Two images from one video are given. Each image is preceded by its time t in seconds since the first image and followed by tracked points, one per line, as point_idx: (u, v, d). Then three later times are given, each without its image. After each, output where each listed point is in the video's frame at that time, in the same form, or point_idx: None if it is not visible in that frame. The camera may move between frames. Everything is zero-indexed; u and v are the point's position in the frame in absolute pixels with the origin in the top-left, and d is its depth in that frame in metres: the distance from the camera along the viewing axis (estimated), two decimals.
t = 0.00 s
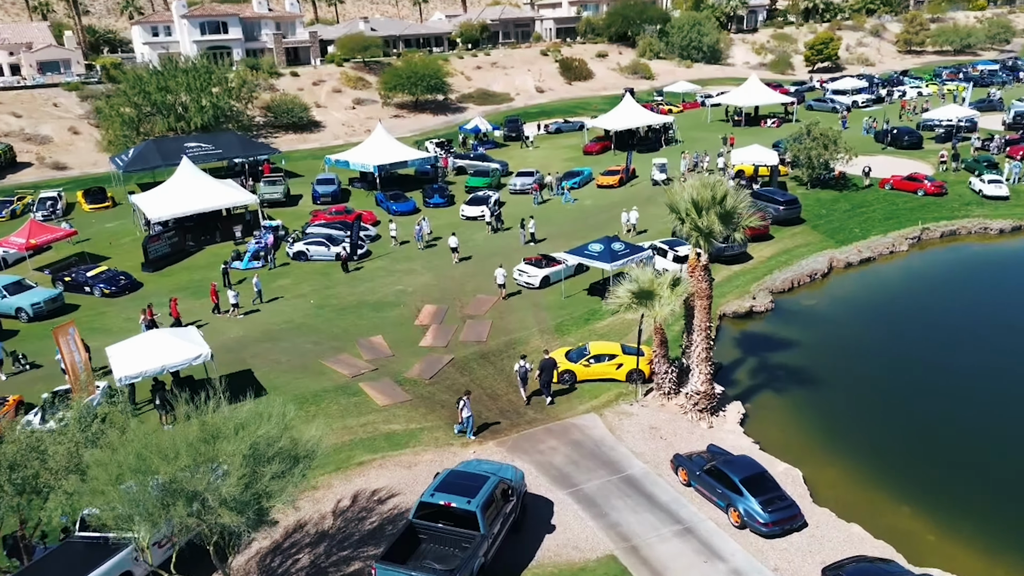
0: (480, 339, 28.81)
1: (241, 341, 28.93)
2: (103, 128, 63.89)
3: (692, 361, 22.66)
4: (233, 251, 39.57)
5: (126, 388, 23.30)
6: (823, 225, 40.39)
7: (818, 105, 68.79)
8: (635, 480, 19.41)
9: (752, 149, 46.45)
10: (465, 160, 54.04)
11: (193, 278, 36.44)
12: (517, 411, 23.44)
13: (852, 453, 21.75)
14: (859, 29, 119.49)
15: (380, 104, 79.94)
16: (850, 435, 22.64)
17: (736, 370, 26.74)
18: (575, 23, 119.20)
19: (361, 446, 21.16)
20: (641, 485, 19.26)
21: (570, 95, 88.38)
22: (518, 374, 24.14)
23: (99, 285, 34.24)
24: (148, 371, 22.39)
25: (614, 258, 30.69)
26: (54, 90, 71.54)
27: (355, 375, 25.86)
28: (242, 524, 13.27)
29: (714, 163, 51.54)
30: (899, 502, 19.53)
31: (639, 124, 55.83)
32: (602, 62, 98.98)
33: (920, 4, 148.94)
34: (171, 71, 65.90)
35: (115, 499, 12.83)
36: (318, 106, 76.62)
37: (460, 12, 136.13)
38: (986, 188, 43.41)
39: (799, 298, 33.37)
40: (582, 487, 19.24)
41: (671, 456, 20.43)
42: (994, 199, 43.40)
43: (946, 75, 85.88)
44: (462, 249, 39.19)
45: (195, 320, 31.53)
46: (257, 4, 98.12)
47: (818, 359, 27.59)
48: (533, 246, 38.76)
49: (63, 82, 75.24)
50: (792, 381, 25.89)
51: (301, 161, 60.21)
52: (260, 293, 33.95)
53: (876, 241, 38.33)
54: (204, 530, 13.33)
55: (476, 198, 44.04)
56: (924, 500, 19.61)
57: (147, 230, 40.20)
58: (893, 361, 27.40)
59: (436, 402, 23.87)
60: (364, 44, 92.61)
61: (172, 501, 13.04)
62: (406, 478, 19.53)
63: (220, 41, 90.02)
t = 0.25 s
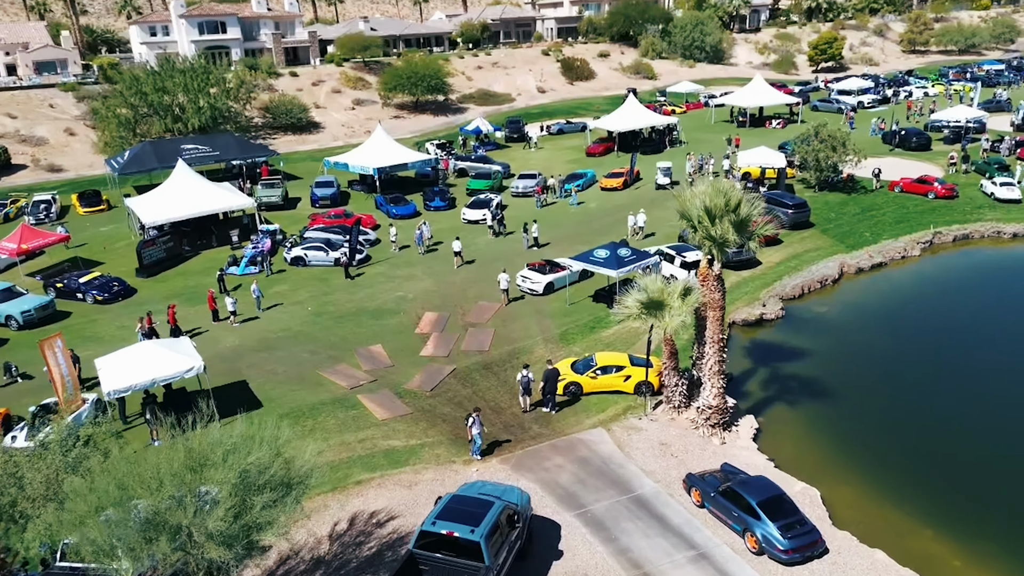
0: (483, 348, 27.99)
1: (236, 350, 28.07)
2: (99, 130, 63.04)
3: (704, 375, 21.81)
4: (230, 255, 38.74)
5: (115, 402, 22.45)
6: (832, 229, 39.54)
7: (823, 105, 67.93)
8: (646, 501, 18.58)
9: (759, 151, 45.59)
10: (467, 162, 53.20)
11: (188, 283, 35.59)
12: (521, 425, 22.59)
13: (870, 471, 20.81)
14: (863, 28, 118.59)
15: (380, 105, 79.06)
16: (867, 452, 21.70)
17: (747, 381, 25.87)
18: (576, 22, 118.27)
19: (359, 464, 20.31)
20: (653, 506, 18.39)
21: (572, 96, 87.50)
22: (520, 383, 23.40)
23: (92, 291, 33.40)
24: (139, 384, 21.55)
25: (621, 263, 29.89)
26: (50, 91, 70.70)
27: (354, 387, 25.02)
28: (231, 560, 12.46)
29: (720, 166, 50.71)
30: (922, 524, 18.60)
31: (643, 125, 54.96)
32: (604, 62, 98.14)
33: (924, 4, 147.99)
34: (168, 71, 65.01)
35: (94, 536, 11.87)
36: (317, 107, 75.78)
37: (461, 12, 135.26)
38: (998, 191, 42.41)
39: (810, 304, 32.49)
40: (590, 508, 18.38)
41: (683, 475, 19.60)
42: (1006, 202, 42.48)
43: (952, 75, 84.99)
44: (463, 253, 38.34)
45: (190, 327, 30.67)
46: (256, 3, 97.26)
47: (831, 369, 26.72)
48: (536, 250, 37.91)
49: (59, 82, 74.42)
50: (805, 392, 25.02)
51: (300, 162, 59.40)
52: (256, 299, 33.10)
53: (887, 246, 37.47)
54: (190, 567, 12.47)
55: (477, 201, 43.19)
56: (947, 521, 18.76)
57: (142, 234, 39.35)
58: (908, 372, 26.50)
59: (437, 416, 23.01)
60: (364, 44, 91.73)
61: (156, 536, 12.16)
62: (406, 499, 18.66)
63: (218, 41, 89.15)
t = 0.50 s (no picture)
0: (486, 359, 27.02)
1: (231, 362, 27.07)
2: (95, 131, 62.05)
3: (719, 391, 20.83)
4: (226, 261, 37.76)
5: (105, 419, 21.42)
6: (843, 234, 38.58)
7: (830, 106, 67.04)
8: (662, 527, 17.58)
9: (767, 153, 44.59)
10: (468, 165, 52.18)
11: (183, 291, 34.60)
12: (528, 443, 21.58)
13: (896, 494, 19.78)
14: (866, 27, 117.69)
15: (380, 105, 78.09)
16: (892, 473, 20.68)
17: (762, 396, 24.86)
18: (578, 21, 117.30)
19: (358, 487, 19.32)
20: (667, 533, 17.42)
21: (574, 96, 86.53)
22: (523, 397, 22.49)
23: (84, 299, 32.41)
24: (128, 402, 20.53)
25: (630, 271, 28.87)
26: (45, 92, 69.70)
27: (353, 402, 24.02)
28: None
29: (727, 168, 49.76)
30: (955, 553, 17.57)
31: (647, 126, 53.99)
32: (606, 62, 97.23)
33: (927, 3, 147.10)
34: (165, 71, 63.96)
35: None
36: (316, 108, 74.81)
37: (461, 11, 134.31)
38: (1012, 194, 41.48)
39: (823, 313, 31.48)
40: (603, 536, 17.36)
41: (698, 500, 18.64)
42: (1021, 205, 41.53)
43: (958, 75, 84.07)
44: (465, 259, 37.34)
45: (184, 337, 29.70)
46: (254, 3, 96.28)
47: (850, 382, 25.68)
48: (540, 256, 36.93)
49: (55, 83, 73.47)
50: (824, 408, 23.97)
51: (299, 165, 58.40)
52: (252, 308, 32.10)
53: (901, 251, 36.48)
54: None
55: (479, 205, 42.20)
56: (981, 549, 17.75)
57: (137, 239, 38.38)
58: (929, 384, 25.50)
59: (440, 434, 22.01)
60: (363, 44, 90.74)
61: None
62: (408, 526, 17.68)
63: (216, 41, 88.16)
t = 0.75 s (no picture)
0: (489, 370, 26.18)
1: (226, 374, 26.22)
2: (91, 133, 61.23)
3: (734, 408, 19.99)
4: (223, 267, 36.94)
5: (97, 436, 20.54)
6: (854, 239, 37.74)
7: (836, 107, 66.26)
8: (675, 552, 16.77)
9: (774, 156, 43.72)
10: (470, 167, 51.32)
11: (178, 298, 33.74)
12: (534, 461, 20.72)
13: (920, 513, 18.97)
14: (870, 27, 116.83)
15: (380, 107, 77.26)
16: (913, 489, 19.91)
17: (776, 409, 24.03)
18: (579, 21, 116.49)
19: (357, 509, 18.47)
20: (682, 559, 16.59)
21: (576, 97, 85.71)
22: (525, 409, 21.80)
23: (76, 307, 31.58)
24: (117, 419, 19.65)
25: (637, 279, 27.99)
26: (42, 93, 68.87)
27: (351, 416, 23.20)
28: None
29: (733, 171, 48.93)
30: None
31: (652, 128, 53.13)
32: (608, 63, 96.37)
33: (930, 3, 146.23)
34: (162, 72, 63.03)
35: None
36: (315, 109, 73.98)
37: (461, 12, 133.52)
38: None
39: (835, 321, 30.65)
40: (615, 561, 16.54)
41: (713, 523, 17.80)
42: None
43: (964, 76, 83.19)
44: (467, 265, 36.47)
45: (179, 347, 28.84)
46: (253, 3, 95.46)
47: (866, 393, 24.85)
48: (543, 262, 36.09)
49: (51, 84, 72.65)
50: (840, 422, 23.15)
51: (298, 167, 57.55)
52: (249, 316, 31.24)
53: (914, 257, 35.63)
54: None
55: (481, 209, 41.37)
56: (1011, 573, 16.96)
57: (132, 244, 37.54)
58: (948, 395, 24.72)
59: (442, 451, 21.16)
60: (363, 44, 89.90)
61: None
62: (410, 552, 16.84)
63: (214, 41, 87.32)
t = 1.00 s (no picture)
0: (494, 383, 25.21)
1: (219, 388, 25.26)
2: (86, 135, 60.29)
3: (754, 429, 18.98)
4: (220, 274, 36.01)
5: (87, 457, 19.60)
6: (866, 245, 36.78)
7: (843, 109, 65.27)
8: None
9: (783, 159, 42.68)
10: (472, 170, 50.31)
11: (172, 307, 32.78)
12: (541, 483, 19.75)
13: (950, 539, 18.01)
14: (874, 27, 115.78)
15: (380, 108, 76.31)
16: (942, 513, 18.93)
17: (793, 425, 23.06)
18: (581, 22, 115.51)
19: (354, 536, 17.49)
20: None
21: (578, 98, 84.71)
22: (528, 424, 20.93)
23: (67, 316, 30.64)
24: (104, 440, 18.68)
25: (647, 288, 26.95)
26: (37, 95, 67.92)
27: (350, 433, 22.28)
28: None
29: (741, 174, 47.99)
30: None
31: (657, 130, 52.14)
32: (610, 63, 95.35)
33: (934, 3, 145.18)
34: (158, 74, 61.85)
35: None
36: (314, 111, 73.01)
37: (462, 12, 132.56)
38: None
39: (850, 331, 29.70)
40: None
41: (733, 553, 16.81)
42: None
43: (971, 77, 82.15)
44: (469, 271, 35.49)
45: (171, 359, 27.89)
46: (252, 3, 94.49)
47: (886, 408, 23.89)
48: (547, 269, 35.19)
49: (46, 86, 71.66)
50: (860, 439, 22.18)
51: (297, 170, 56.58)
52: (245, 326, 30.27)
53: (929, 264, 34.67)
54: None
55: (484, 214, 40.41)
56: None
57: (126, 251, 36.61)
58: (970, 410, 23.80)
59: (444, 472, 20.18)
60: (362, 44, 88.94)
61: None
62: None
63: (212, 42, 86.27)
